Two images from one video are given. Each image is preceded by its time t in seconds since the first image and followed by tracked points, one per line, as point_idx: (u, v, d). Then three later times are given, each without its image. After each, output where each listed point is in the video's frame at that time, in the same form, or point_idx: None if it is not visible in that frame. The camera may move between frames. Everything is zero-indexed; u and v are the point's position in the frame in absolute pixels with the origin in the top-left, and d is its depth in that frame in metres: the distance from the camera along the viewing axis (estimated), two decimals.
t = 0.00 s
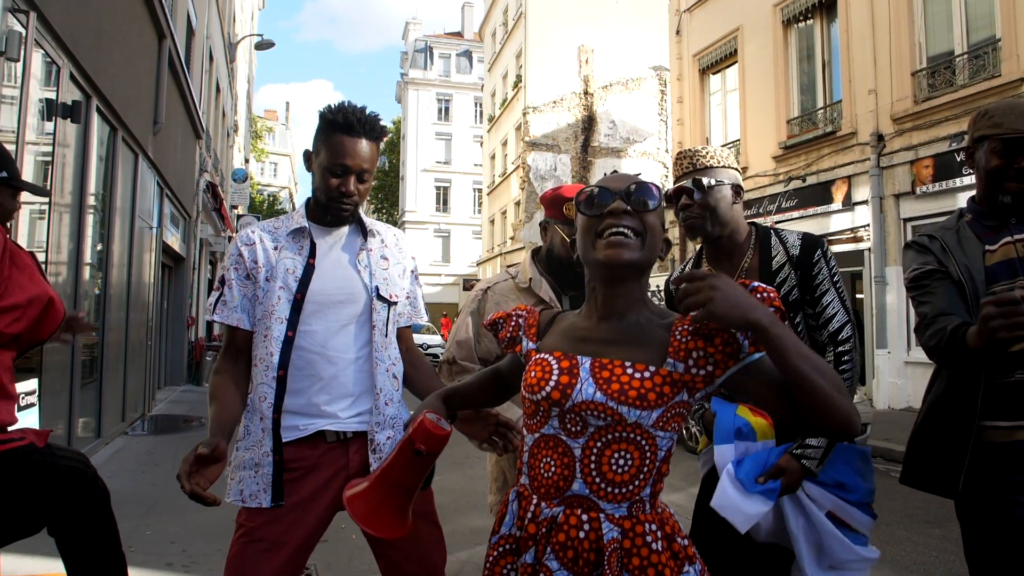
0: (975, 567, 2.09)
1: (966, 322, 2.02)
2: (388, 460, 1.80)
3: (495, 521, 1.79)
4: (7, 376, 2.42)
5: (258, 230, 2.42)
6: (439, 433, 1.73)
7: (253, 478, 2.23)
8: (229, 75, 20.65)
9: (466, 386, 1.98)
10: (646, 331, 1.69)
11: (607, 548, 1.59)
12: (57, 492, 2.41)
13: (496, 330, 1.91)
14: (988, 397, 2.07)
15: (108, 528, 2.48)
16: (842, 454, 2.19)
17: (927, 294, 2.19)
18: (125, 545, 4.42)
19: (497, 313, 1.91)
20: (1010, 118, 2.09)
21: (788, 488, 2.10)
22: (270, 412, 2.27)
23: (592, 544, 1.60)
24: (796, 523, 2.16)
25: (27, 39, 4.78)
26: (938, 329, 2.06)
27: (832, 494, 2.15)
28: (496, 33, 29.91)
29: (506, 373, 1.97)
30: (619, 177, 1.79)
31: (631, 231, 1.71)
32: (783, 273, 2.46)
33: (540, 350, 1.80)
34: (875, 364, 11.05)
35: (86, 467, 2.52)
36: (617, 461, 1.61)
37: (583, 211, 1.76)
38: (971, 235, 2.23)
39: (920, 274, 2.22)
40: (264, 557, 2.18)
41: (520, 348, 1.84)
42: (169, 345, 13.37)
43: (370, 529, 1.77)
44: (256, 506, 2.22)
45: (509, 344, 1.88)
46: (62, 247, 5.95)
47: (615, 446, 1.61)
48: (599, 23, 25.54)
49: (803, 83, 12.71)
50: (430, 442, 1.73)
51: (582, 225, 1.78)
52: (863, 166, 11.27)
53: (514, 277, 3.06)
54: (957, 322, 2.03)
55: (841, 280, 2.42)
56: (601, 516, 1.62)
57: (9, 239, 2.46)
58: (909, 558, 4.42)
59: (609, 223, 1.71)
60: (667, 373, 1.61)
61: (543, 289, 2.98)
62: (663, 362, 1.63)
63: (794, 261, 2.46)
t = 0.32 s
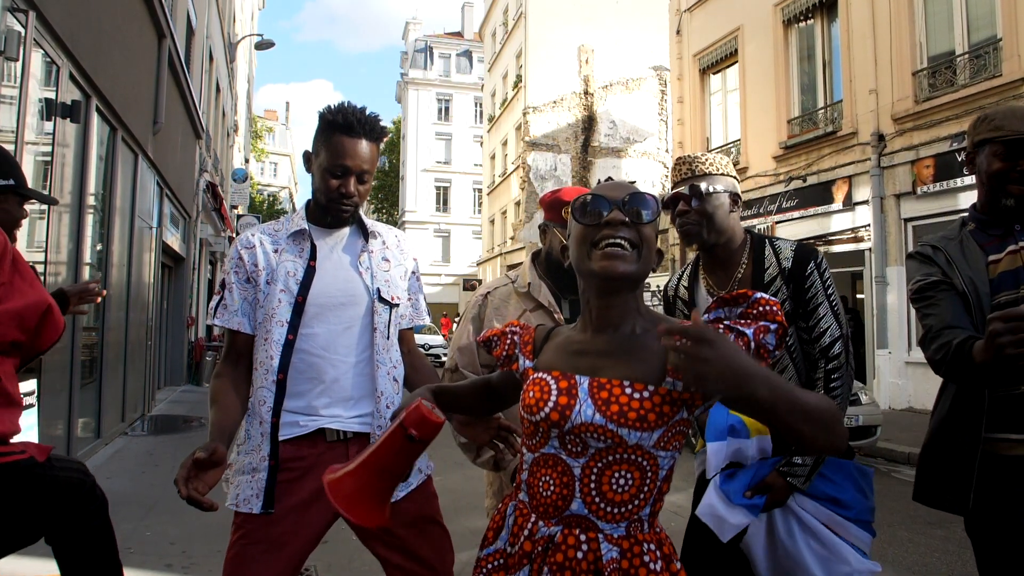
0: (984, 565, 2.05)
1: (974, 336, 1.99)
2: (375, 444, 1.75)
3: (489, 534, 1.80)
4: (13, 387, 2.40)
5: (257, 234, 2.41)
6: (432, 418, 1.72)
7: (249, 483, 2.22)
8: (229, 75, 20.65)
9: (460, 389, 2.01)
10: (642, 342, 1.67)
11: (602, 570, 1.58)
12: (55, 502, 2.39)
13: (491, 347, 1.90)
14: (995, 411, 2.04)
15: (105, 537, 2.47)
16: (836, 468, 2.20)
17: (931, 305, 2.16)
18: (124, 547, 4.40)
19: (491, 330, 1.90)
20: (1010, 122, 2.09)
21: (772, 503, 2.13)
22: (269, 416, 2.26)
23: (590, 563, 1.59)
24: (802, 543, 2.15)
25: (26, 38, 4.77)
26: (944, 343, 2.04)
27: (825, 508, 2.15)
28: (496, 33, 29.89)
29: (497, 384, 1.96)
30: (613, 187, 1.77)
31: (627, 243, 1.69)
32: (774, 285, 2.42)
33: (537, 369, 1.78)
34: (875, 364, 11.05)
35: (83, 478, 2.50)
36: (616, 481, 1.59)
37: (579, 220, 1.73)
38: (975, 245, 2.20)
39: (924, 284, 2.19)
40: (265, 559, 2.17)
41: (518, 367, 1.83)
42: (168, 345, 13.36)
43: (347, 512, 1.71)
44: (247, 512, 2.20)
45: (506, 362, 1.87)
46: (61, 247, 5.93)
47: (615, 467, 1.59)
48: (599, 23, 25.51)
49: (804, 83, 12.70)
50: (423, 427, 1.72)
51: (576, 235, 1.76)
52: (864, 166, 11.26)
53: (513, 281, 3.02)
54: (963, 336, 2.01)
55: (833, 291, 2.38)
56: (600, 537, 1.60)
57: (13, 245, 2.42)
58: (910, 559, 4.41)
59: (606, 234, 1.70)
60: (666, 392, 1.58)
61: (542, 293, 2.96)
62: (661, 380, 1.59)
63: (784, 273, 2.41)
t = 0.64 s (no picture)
0: (991, 567, 2.05)
1: (976, 340, 1.98)
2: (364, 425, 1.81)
3: (487, 534, 1.79)
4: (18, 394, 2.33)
5: (257, 237, 2.41)
6: (429, 408, 1.76)
7: (246, 487, 2.21)
8: (229, 75, 20.65)
9: (450, 394, 2.00)
10: (642, 346, 1.65)
11: None
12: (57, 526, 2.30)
13: (483, 360, 1.84)
14: (1000, 421, 2.04)
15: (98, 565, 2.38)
16: (833, 476, 2.25)
17: (934, 310, 2.15)
18: (123, 548, 4.38)
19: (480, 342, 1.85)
20: (1013, 126, 2.08)
21: (762, 517, 2.19)
22: (267, 420, 2.25)
23: (593, 567, 1.58)
24: (803, 548, 2.14)
25: (26, 38, 4.76)
26: (949, 346, 2.03)
27: (823, 515, 2.17)
28: (496, 33, 29.88)
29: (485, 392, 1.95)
30: (606, 186, 1.76)
31: (625, 243, 1.68)
32: (769, 297, 2.42)
33: (535, 380, 1.75)
34: (876, 364, 11.03)
35: (86, 506, 2.42)
36: (622, 488, 1.58)
37: (577, 222, 1.72)
38: (979, 250, 2.19)
39: (928, 290, 2.18)
40: (266, 563, 2.15)
41: (513, 376, 1.80)
42: (168, 345, 13.35)
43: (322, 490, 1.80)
44: (238, 517, 2.19)
45: (500, 372, 1.82)
46: (60, 247, 5.90)
47: (619, 475, 1.57)
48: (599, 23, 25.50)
49: (804, 83, 12.69)
50: (419, 415, 1.77)
51: (573, 236, 1.74)
52: (864, 166, 11.24)
53: (513, 286, 3.01)
54: (966, 341, 2.00)
55: (831, 305, 2.32)
56: (604, 542, 1.59)
57: (19, 248, 2.36)
58: (912, 561, 4.39)
59: (603, 235, 1.69)
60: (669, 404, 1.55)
61: (541, 297, 2.94)
62: (663, 393, 1.57)
63: (777, 289, 2.40)
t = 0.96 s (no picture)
0: (993, 566, 2.04)
1: (975, 331, 1.97)
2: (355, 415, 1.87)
3: (484, 530, 1.74)
4: (22, 403, 2.22)
5: (257, 242, 2.39)
6: (431, 396, 1.81)
7: (242, 494, 2.20)
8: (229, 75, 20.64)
9: (438, 382, 1.94)
10: (647, 348, 1.63)
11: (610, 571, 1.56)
12: (61, 561, 2.16)
13: (474, 352, 1.78)
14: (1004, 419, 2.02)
15: None
16: (829, 477, 2.28)
17: (935, 306, 2.14)
18: (123, 550, 4.36)
19: (470, 334, 1.78)
20: (1017, 125, 2.06)
21: (762, 524, 2.22)
22: (265, 425, 2.22)
23: (597, 557, 1.56)
24: (799, 549, 2.19)
25: (24, 36, 4.73)
26: (948, 339, 2.02)
27: (821, 517, 2.20)
28: (496, 33, 29.86)
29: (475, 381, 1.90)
30: (608, 175, 1.74)
31: (628, 232, 1.66)
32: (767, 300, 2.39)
33: (533, 372, 1.71)
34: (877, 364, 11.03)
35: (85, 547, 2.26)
36: (626, 478, 1.56)
37: (581, 209, 1.69)
38: (983, 249, 2.18)
39: (929, 286, 2.17)
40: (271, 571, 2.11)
41: (508, 368, 1.75)
42: (168, 345, 13.34)
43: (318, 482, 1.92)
44: (232, 523, 2.18)
45: (493, 364, 1.76)
46: (59, 247, 5.89)
47: (624, 469, 1.56)
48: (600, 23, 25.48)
49: (805, 83, 12.67)
50: (421, 400, 1.81)
51: (574, 225, 1.71)
52: (865, 166, 11.23)
53: (512, 289, 3.04)
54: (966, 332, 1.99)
55: (827, 309, 2.31)
56: (607, 532, 1.57)
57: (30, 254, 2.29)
58: (914, 562, 4.38)
59: (607, 223, 1.66)
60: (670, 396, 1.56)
61: (539, 301, 2.94)
62: (666, 383, 1.58)
63: (776, 292, 2.38)
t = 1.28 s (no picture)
0: (993, 565, 2.03)
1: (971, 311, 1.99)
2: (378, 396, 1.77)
3: (478, 528, 1.66)
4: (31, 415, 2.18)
5: (258, 244, 2.38)
6: (445, 382, 1.71)
7: (239, 498, 2.19)
8: (229, 74, 20.65)
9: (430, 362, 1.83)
10: (651, 349, 1.62)
11: (615, 559, 1.54)
12: None
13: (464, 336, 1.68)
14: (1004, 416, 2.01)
15: None
16: (828, 473, 2.28)
17: (935, 293, 2.13)
18: (123, 550, 4.36)
19: (458, 314, 1.66)
20: None
21: (760, 518, 2.21)
22: (264, 429, 2.22)
23: (603, 543, 1.55)
24: (796, 544, 2.18)
25: (23, 35, 4.71)
26: (942, 319, 2.03)
27: (820, 514, 2.20)
28: (496, 33, 29.85)
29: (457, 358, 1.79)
30: (614, 159, 1.69)
31: (635, 220, 1.62)
32: (771, 293, 2.36)
33: (529, 359, 1.64)
34: (877, 363, 11.03)
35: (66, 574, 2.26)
36: (629, 465, 1.56)
37: (587, 195, 1.64)
38: (989, 242, 2.16)
39: (931, 274, 2.17)
40: None
41: (501, 353, 1.68)
42: (168, 345, 13.34)
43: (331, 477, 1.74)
44: (229, 527, 2.16)
45: (486, 349, 1.68)
46: (59, 248, 5.88)
47: (630, 453, 1.56)
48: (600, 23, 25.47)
49: (805, 82, 12.65)
50: (434, 386, 1.72)
51: (579, 210, 1.66)
52: (865, 166, 11.22)
53: (511, 290, 3.05)
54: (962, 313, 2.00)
55: (830, 303, 2.32)
56: (612, 517, 1.56)
57: (42, 257, 2.24)
58: (916, 562, 4.38)
59: (613, 210, 1.62)
60: (676, 382, 1.59)
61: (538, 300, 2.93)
62: (672, 369, 1.62)
63: (780, 284, 2.36)
